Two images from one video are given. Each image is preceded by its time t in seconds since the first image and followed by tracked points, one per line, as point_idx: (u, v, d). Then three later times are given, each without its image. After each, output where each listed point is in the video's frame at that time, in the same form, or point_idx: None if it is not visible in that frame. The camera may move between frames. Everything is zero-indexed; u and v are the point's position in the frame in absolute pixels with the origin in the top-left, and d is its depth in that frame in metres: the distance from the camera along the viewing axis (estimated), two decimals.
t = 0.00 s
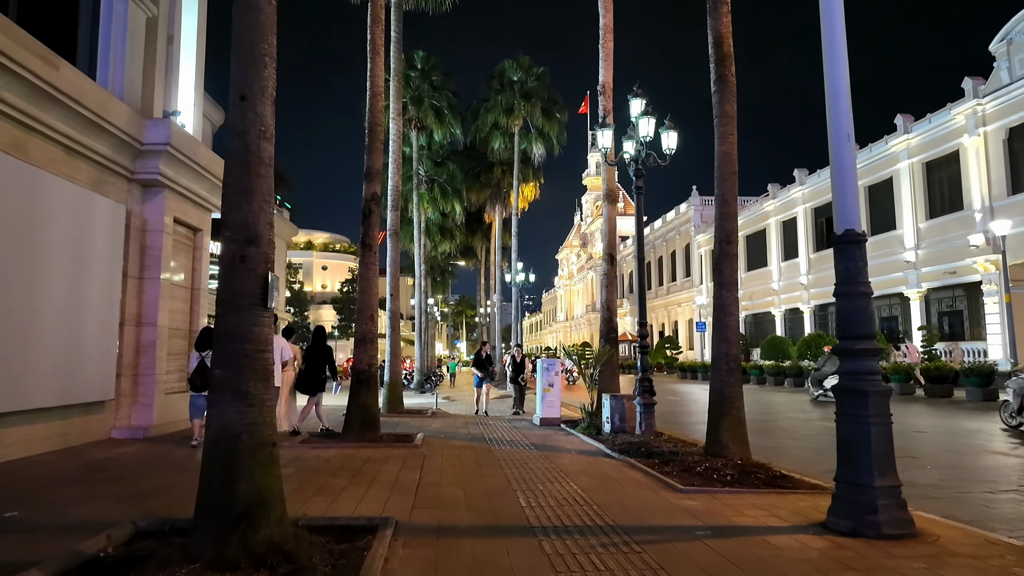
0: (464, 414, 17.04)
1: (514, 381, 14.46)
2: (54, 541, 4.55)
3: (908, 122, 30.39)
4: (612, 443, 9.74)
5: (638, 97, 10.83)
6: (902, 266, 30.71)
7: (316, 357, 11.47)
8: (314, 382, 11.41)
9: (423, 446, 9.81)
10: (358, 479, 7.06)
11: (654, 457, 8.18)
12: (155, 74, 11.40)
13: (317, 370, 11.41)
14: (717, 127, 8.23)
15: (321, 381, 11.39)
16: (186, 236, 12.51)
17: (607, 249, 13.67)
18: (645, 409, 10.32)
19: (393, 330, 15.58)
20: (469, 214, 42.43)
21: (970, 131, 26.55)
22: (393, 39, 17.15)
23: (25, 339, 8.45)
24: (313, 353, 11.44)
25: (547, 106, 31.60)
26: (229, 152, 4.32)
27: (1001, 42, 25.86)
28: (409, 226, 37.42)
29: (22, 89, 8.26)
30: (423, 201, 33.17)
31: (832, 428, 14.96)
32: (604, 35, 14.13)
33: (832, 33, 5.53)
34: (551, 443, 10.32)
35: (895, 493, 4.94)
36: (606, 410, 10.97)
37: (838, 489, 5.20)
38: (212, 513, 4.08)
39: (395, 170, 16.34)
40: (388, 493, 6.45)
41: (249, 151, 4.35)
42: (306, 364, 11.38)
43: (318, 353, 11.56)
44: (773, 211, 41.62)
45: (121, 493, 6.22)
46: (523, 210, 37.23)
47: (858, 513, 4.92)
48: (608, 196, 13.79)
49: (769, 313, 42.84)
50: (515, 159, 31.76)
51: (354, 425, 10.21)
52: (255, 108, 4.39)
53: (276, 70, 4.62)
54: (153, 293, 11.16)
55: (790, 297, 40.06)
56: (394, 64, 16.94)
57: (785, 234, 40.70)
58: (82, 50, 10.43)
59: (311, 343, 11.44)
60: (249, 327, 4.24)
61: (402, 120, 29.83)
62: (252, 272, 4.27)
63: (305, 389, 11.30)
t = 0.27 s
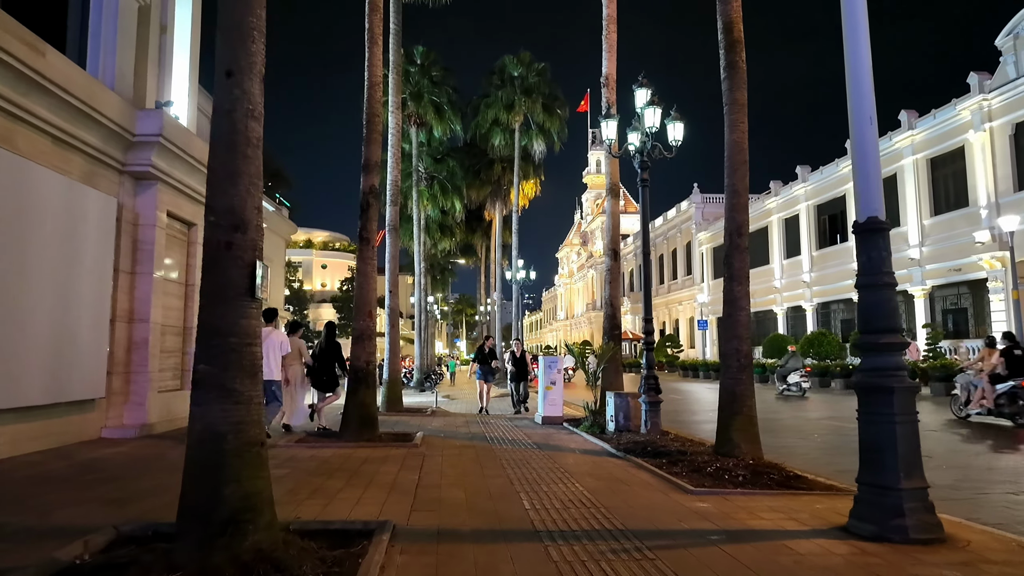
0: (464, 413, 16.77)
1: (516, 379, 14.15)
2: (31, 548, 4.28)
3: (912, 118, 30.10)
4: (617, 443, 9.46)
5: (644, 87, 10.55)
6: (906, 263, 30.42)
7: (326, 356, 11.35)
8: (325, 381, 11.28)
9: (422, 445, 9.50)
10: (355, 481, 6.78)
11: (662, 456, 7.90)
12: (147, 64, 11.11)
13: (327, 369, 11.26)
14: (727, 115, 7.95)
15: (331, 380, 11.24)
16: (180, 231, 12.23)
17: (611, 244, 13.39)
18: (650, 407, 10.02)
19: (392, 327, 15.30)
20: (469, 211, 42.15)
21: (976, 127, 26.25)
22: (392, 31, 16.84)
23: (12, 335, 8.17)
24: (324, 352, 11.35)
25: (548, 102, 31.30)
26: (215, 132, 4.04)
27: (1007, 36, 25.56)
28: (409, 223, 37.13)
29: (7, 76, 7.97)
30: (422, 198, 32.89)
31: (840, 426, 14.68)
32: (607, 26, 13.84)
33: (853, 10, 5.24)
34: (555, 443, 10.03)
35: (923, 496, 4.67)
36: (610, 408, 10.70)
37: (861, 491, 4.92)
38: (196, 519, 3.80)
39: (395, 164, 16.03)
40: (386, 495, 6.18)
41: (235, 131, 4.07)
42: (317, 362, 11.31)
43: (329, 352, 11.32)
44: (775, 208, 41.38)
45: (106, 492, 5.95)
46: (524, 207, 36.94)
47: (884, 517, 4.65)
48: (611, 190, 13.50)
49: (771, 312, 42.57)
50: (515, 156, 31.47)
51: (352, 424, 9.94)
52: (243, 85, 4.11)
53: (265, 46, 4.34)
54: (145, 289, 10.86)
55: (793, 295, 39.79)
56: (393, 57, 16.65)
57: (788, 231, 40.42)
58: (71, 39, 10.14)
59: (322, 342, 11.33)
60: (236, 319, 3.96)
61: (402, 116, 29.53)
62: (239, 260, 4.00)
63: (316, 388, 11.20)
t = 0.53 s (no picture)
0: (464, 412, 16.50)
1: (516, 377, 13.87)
2: None
3: (916, 114, 29.82)
4: (620, 443, 9.17)
5: (647, 77, 10.27)
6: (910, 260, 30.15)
7: (332, 352, 10.91)
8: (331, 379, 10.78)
9: (419, 446, 9.23)
10: (349, 483, 6.50)
11: (667, 458, 7.63)
12: (137, 54, 10.81)
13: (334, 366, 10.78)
14: (735, 104, 7.67)
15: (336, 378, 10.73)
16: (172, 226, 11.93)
17: (613, 240, 13.11)
18: (654, 407, 9.73)
19: (389, 325, 15.02)
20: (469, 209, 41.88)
21: (980, 123, 25.96)
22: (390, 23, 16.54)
23: None
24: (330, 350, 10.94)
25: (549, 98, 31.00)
26: (193, 112, 3.76)
27: (1013, 31, 25.26)
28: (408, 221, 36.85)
29: None
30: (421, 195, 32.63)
31: (846, 426, 14.41)
32: (609, 17, 13.55)
33: None
34: (556, 443, 9.75)
35: (949, 501, 4.39)
36: (613, 408, 10.44)
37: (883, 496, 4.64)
38: (171, 529, 3.51)
39: (393, 159, 15.75)
40: (381, 499, 5.89)
41: (215, 111, 3.79)
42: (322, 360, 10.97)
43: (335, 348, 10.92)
44: (776, 206, 41.14)
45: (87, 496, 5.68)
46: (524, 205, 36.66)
47: (908, 523, 4.37)
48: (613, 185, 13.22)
49: (773, 310, 42.33)
50: (515, 152, 31.19)
51: (347, 424, 9.65)
52: (223, 61, 3.83)
53: (247, 21, 4.05)
54: (136, 285, 10.58)
55: (794, 293, 39.55)
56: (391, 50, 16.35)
57: (790, 229, 40.16)
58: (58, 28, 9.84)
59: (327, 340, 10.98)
60: (215, 313, 3.68)
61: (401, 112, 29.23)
62: (219, 250, 3.71)
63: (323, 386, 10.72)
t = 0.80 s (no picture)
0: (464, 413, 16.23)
1: (516, 379, 13.55)
2: None
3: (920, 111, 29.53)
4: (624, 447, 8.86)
5: (652, 70, 10.00)
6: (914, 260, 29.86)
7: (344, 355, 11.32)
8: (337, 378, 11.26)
9: (417, 450, 8.94)
10: (342, 492, 6.20)
11: (675, 464, 7.33)
12: (128, 48, 10.53)
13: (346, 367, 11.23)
14: (745, 96, 7.40)
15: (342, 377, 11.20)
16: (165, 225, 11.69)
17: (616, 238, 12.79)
18: (660, 409, 9.44)
19: (388, 325, 14.71)
20: (469, 208, 41.60)
21: (986, 120, 25.66)
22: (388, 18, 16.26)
23: None
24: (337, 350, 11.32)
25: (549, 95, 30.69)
26: (169, 98, 3.47)
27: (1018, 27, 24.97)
28: (407, 220, 36.56)
29: None
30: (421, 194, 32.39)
31: (855, 428, 14.14)
32: (612, 10, 13.27)
33: None
34: (558, 447, 9.47)
35: (982, 515, 4.11)
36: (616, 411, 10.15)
37: (910, 509, 4.36)
38: (144, 551, 3.22)
39: (392, 156, 15.46)
40: (376, 509, 5.60)
41: (192, 96, 3.49)
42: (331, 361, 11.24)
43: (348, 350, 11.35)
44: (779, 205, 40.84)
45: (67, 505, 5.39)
46: (524, 204, 36.37)
47: (940, 540, 4.09)
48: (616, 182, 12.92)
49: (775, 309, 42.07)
50: (515, 151, 30.90)
51: (343, 428, 9.35)
52: (202, 41, 3.53)
53: None
54: (126, 285, 10.29)
55: (796, 292, 39.28)
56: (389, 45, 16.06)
57: (792, 228, 39.88)
58: (45, 19, 9.55)
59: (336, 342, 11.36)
60: (193, 314, 3.39)
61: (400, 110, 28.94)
62: (196, 247, 3.42)
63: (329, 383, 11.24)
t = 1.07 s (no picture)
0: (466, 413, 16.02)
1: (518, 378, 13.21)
2: None
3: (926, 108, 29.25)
4: (630, 447, 8.62)
5: (659, 61, 9.75)
6: (920, 258, 29.58)
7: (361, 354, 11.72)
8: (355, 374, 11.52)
9: (418, 451, 8.69)
10: (341, 494, 5.97)
11: (685, 465, 7.09)
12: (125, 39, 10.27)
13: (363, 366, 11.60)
14: (757, 85, 7.16)
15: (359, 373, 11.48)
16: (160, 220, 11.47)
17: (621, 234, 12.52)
18: (667, 409, 9.19)
19: (389, 323, 14.49)
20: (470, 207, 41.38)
21: (993, 117, 25.38)
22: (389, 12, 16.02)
23: None
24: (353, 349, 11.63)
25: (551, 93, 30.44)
26: (150, 74, 3.24)
27: None
28: (408, 218, 36.32)
29: None
30: (422, 192, 32.15)
31: (863, 427, 13.88)
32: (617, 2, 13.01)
33: None
34: (562, 447, 9.22)
35: (1017, 520, 3.87)
36: (622, 410, 9.91)
37: (939, 513, 4.12)
38: (123, 560, 2.99)
39: (392, 151, 15.23)
40: (375, 513, 5.36)
41: (174, 72, 3.25)
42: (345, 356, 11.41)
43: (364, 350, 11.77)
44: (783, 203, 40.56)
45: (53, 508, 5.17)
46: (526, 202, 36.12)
47: (973, 547, 3.85)
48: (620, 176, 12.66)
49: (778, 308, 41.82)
50: (517, 148, 30.65)
51: (342, 428, 9.11)
52: (185, 13, 3.29)
53: None
54: (120, 281, 10.07)
55: (800, 291, 39.03)
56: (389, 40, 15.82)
57: (796, 226, 39.61)
58: (37, 9, 9.32)
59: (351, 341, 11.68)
60: (176, 306, 3.15)
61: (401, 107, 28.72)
62: (179, 233, 3.19)
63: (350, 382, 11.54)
